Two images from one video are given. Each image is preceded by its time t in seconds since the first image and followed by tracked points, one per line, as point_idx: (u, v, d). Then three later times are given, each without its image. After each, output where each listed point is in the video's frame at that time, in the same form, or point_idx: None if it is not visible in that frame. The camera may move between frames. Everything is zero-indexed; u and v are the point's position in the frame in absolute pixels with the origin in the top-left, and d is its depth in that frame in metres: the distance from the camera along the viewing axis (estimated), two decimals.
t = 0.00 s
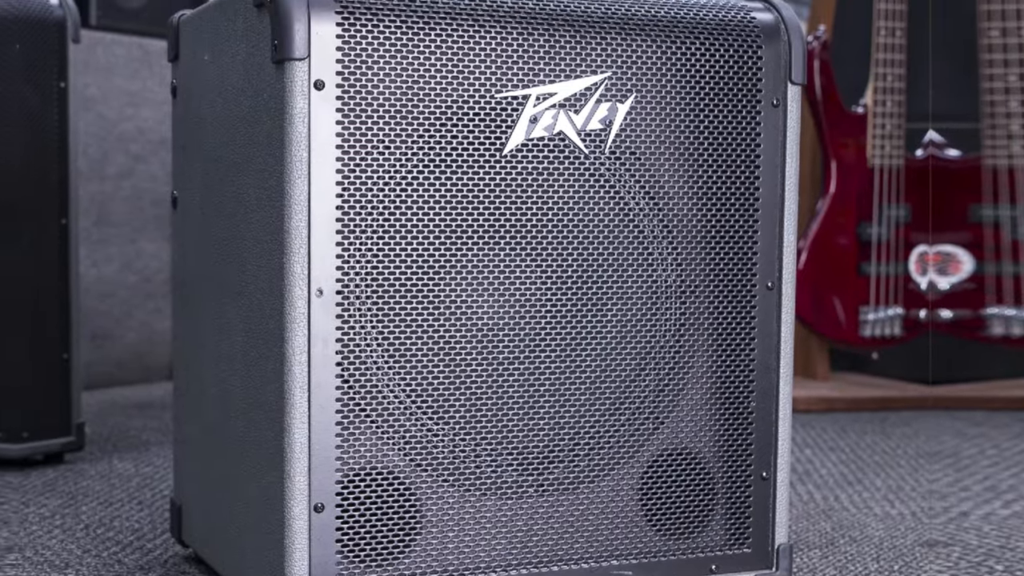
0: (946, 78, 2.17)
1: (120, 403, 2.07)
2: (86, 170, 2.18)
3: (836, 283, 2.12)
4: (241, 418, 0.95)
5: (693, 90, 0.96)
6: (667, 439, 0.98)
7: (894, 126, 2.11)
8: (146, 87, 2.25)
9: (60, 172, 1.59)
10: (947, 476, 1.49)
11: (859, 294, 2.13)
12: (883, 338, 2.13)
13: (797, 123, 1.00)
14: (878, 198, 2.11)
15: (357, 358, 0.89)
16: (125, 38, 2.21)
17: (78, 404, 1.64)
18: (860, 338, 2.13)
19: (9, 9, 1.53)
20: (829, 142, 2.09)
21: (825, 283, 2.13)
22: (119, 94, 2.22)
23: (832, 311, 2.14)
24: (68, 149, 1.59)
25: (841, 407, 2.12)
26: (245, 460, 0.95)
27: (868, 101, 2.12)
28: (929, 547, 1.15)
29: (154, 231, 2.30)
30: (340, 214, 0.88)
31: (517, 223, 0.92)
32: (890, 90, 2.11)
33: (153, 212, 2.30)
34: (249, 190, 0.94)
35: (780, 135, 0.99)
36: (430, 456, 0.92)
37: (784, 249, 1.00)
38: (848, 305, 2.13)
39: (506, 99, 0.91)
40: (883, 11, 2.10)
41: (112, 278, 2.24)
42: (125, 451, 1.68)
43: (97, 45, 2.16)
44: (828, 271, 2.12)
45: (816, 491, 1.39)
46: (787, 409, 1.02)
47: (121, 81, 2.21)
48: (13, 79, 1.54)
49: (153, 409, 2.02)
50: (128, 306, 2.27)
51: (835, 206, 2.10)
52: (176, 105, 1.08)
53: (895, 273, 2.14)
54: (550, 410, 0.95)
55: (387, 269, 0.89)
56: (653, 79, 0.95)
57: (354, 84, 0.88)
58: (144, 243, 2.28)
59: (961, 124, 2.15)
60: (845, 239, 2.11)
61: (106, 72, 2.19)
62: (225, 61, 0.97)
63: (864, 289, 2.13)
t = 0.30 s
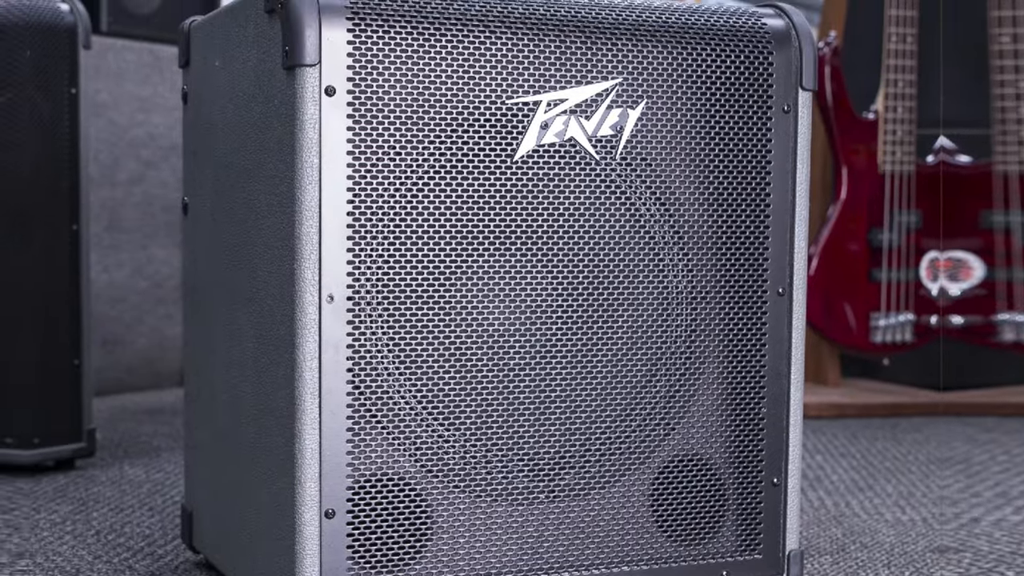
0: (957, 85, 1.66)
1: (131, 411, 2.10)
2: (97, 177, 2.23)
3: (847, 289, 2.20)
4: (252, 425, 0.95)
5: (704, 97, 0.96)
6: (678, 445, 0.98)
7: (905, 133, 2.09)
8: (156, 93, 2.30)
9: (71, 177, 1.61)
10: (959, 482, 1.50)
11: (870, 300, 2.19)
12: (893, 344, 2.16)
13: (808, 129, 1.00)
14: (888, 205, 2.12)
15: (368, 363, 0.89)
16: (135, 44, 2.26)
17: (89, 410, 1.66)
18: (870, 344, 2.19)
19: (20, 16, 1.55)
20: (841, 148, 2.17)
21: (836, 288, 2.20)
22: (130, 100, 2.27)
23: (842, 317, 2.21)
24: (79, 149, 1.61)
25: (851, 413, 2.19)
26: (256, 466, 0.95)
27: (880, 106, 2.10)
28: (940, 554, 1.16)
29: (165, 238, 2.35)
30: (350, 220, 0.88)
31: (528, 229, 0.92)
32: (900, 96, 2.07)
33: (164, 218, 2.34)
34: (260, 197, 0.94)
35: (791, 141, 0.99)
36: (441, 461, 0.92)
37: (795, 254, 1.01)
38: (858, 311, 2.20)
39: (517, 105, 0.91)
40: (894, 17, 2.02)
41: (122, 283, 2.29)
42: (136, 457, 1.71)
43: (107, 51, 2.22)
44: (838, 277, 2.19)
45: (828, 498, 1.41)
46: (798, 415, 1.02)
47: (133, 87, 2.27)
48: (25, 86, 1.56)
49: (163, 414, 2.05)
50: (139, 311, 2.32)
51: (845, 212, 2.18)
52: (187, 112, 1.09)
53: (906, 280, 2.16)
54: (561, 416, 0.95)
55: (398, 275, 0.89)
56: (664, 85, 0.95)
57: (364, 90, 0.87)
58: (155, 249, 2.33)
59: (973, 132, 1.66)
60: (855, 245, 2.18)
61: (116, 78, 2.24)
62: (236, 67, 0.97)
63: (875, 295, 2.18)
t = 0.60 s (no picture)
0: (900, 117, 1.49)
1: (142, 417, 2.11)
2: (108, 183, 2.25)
3: (858, 296, 2.19)
4: (264, 431, 0.95)
5: (714, 102, 0.96)
6: (689, 451, 0.98)
7: (916, 139, 2.14)
8: (167, 98, 2.33)
9: (82, 185, 1.61)
10: (969, 488, 1.51)
11: (880, 305, 2.19)
12: (904, 349, 2.18)
13: (818, 136, 1.00)
14: (901, 210, 2.16)
15: (378, 370, 0.89)
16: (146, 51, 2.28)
17: (100, 416, 1.67)
18: (881, 349, 2.19)
19: (31, 23, 1.56)
20: (851, 153, 2.15)
21: (847, 296, 2.19)
22: (141, 106, 2.29)
23: (854, 322, 2.20)
24: (89, 156, 1.61)
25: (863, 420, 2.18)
26: (266, 471, 0.95)
27: (890, 113, 2.15)
28: (951, 560, 1.16)
29: (176, 243, 2.37)
30: (361, 226, 0.88)
31: (539, 235, 0.92)
32: (912, 102, 2.14)
33: (175, 225, 2.37)
34: (271, 203, 0.94)
35: (802, 147, 1.00)
36: (452, 468, 0.92)
37: (806, 260, 1.01)
38: (870, 317, 2.19)
39: (527, 111, 0.91)
40: (905, 23, 2.15)
41: (134, 290, 2.30)
42: (147, 463, 1.72)
43: (118, 57, 2.23)
44: (850, 283, 2.18)
45: (838, 504, 1.42)
46: (808, 422, 1.02)
47: (143, 93, 2.28)
48: (34, 94, 1.56)
49: (174, 419, 2.07)
50: (150, 317, 2.33)
51: (856, 219, 2.16)
52: (198, 118, 1.09)
53: (917, 285, 2.17)
54: (572, 423, 0.95)
55: (409, 282, 0.89)
56: (674, 92, 0.95)
57: (375, 96, 0.87)
58: (165, 256, 2.35)
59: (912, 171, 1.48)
60: (866, 250, 2.17)
61: (127, 83, 2.25)
62: (247, 74, 0.97)
63: (886, 300, 2.18)
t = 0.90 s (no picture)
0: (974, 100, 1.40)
1: (152, 424, 2.14)
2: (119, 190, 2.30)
3: (868, 302, 2.22)
4: (275, 437, 0.95)
5: (726, 108, 0.96)
6: (700, 457, 0.98)
7: (927, 145, 2.19)
8: (178, 105, 2.39)
9: (93, 191, 1.65)
10: (980, 494, 1.52)
11: (891, 312, 2.22)
12: (915, 356, 2.21)
13: (829, 142, 1.01)
14: (911, 217, 2.19)
15: (389, 375, 0.89)
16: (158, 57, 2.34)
17: (111, 422, 1.70)
18: (892, 356, 2.22)
19: (39, 29, 1.60)
20: (862, 160, 2.20)
21: (857, 302, 2.22)
22: (153, 112, 2.35)
23: (864, 329, 2.23)
24: (100, 162, 1.65)
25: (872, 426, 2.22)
26: (276, 477, 0.95)
27: (902, 119, 2.21)
28: (963, 566, 1.18)
29: (186, 250, 2.43)
30: (372, 232, 0.88)
31: (550, 240, 0.92)
32: (923, 108, 2.20)
33: (186, 231, 2.43)
34: (281, 210, 0.94)
35: (813, 153, 1.00)
36: (463, 474, 0.91)
37: (816, 268, 1.01)
38: (880, 323, 2.22)
39: (538, 118, 0.91)
40: (916, 29, 2.19)
41: (145, 296, 2.36)
42: (158, 469, 1.75)
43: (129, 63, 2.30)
44: (861, 289, 2.22)
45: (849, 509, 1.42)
46: (819, 429, 1.03)
47: (155, 99, 2.34)
48: (44, 99, 1.60)
49: (185, 426, 2.10)
50: (162, 323, 2.40)
51: (867, 225, 2.20)
52: (209, 124, 1.09)
53: (928, 292, 2.20)
54: (583, 429, 0.95)
55: (419, 288, 0.89)
56: (685, 98, 0.95)
57: (386, 102, 0.87)
58: (176, 262, 2.41)
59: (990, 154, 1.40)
60: (877, 257, 2.21)
61: (139, 90, 2.31)
62: (258, 80, 0.97)
63: (897, 307, 2.21)
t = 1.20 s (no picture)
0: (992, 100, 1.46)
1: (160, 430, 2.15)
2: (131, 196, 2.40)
3: (875, 308, 2.30)
4: (286, 442, 0.95)
5: (737, 114, 0.96)
6: (711, 463, 0.98)
7: (937, 151, 2.23)
8: (189, 111, 2.48)
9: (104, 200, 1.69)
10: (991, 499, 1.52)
11: (900, 317, 2.29)
12: (926, 362, 2.28)
13: (840, 148, 1.01)
14: (922, 224, 2.25)
15: (400, 382, 0.89)
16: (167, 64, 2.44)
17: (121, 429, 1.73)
18: (903, 362, 2.30)
19: (52, 38, 1.63)
20: (874, 167, 2.27)
21: (865, 308, 2.30)
22: (163, 118, 2.44)
23: (875, 335, 2.31)
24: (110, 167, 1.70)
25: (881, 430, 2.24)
26: (287, 484, 0.95)
27: (913, 125, 2.25)
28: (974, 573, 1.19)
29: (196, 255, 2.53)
30: (382, 238, 0.88)
31: (562, 247, 0.92)
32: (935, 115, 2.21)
33: (197, 237, 2.54)
34: (292, 216, 0.94)
35: (823, 160, 1.00)
36: (474, 480, 0.91)
37: (827, 274, 1.01)
38: (890, 328, 2.30)
39: (549, 124, 0.91)
40: (928, 36, 2.18)
41: (153, 301, 2.45)
42: (169, 476, 1.77)
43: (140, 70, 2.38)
44: (869, 294, 2.30)
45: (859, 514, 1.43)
46: (830, 435, 1.02)
47: (165, 106, 2.44)
48: (57, 107, 1.64)
49: (195, 432, 2.12)
50: (172, 330, 2.50)
51: (876, 231, 2.28)
52: (219, 131, 1.10)
53: (939, 298, 2.26)
54: (593, 435, 0.94)
55: (431, 294, 0.89)
56: (695, 104, 0.95)
57: (397, 108, 0.87)
58: (186, 268, 2.51)
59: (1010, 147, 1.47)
60: (885, 263, 2.29)
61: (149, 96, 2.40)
62: (269, 86, 0.97)
63: (906, 312, 2.29)
